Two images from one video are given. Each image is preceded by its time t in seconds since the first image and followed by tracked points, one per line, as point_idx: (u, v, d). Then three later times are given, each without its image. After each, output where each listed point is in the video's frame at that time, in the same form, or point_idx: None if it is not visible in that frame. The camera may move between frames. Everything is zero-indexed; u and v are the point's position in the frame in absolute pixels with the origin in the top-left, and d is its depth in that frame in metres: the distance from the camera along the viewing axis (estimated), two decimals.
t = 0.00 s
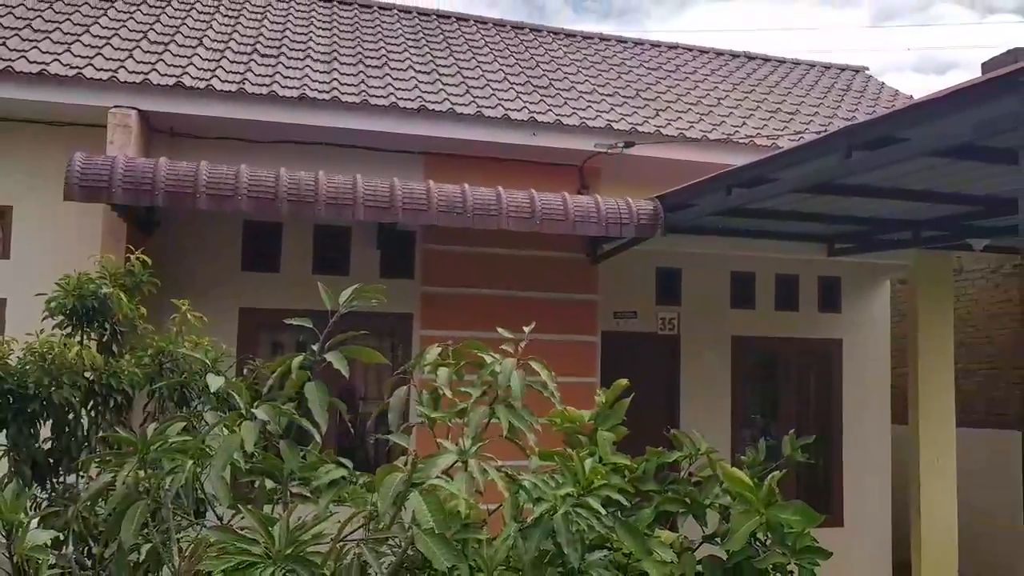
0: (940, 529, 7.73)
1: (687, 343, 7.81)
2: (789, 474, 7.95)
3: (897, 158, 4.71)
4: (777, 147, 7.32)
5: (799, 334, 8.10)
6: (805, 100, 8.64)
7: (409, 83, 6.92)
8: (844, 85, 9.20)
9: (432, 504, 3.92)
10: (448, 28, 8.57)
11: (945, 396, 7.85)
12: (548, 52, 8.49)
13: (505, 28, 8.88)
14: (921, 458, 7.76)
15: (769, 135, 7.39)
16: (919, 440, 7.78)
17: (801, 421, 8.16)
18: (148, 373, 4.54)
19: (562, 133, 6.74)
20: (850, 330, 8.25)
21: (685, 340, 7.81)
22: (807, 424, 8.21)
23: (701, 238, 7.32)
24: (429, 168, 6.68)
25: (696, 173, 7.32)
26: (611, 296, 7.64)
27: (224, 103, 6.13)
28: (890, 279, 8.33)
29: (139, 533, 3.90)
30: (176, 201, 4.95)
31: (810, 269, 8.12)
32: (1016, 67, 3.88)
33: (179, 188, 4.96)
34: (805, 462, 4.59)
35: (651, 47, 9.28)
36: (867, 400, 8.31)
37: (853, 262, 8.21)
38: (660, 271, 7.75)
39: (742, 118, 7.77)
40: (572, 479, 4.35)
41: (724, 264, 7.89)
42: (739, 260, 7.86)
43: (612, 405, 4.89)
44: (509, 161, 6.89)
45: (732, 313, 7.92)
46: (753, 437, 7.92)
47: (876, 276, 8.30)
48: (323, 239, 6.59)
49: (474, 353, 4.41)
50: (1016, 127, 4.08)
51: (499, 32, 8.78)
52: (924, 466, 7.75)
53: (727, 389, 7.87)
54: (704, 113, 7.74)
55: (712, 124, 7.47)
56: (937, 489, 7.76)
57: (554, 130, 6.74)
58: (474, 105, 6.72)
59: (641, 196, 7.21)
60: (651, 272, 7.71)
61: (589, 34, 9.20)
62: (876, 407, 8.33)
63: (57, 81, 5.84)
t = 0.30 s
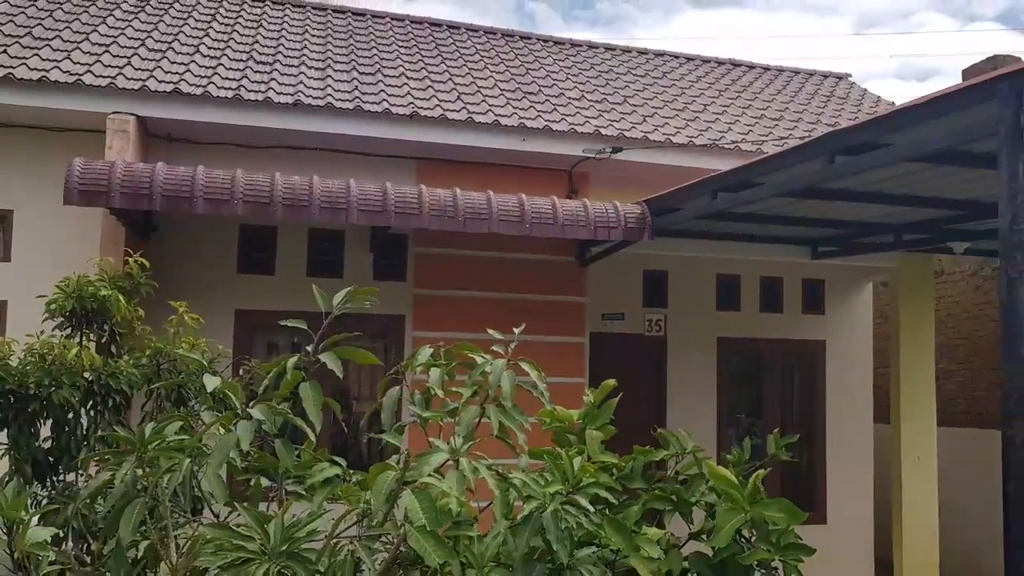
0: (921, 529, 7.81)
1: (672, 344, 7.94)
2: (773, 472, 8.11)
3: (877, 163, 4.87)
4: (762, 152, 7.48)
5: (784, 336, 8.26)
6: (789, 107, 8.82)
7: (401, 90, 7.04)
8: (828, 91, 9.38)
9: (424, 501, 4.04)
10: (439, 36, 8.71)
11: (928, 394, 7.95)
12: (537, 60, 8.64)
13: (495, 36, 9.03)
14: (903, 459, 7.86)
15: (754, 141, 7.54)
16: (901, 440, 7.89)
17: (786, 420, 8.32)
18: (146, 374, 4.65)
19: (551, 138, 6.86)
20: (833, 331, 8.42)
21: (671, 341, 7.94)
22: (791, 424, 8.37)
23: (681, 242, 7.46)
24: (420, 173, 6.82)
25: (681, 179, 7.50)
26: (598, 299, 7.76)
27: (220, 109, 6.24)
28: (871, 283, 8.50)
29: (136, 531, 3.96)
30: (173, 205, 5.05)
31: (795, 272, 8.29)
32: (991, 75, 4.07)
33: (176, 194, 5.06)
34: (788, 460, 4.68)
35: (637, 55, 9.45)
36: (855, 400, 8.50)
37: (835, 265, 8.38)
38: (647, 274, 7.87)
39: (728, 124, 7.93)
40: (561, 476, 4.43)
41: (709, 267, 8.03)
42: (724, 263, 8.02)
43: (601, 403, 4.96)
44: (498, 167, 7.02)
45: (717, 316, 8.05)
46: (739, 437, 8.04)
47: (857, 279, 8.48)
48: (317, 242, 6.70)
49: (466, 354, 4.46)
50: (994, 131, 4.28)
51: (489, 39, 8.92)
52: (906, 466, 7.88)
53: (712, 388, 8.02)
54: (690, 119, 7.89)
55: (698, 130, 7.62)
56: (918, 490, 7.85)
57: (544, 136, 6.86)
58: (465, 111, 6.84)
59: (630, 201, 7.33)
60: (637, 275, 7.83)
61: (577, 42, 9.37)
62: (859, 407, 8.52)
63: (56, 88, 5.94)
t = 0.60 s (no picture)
0: (902, 530, 7.92)
1: (659, 344, 8.06)
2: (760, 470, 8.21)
3: (861, 168, 4.98)
4: (747, 157, 7.62)
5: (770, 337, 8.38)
6: (774, 113, 8.98)
7: (394, 96, 7.16)
8: (812, 97, 9.55)
9: (416, 499, 4.10)
10: (431, 43, 8.84)
11: (910, 394, 8.08)
12: (526, 66, 8.78)
13: (486, 43, 9.16)
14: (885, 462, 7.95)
15: (739, 146, 7.69)
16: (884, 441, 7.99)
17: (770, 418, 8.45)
18: (144, 374, 4.74)
19: (541, 143, 6.99)
20: (817, 332, 8.55)
21: (657, 342, 8.05)
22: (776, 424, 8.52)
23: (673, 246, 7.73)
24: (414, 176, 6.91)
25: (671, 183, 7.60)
26: (586, 301, 7.87)
27: (217, 115, 6.34)
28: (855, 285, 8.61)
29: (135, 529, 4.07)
30: (171, 209, 5.15)
31: (783, 274, 8.40)
32: (971, 82, 4.18)
33: (174, 198, 5.16)
34: (773, 458, 4.78)
35: (625, 62, 9.61)
36: (837, 401, 8.63)
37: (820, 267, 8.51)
38: (634, 276, 7.97)
39: (714, 129, 8.08)
40: (551, 475, 4.53)
41: (696, 269, 8.15)
42: (711, 265, 8.13)
43: (590, 402, 5.05)
44: (486, 171, 7.13)
45: (702, 317, 8.17)
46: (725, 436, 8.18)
47: (841, 280, 8.58)
48: (312, 245, 6.81)
49: (457, 355, 4.55)
50: (974, 136, 4.40)
51: (480, 47, 9.05)
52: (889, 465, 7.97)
53: (699, 387, 8.13)
54: (677, 124, 8.04)
55: (685, 135, 7.77)
56: (899, 491, 7.95)
57: (534, 141, 6.99)
58: (457, 117, 6.97)
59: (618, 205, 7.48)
60: (625, 278, 7.94)
61: (566, 49, 9.52)
62: (842, 407, 8.63)
63: (56, 94, 6.04)
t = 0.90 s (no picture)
0: (885, 530, 8.02)
1: (646, 344, 8.18)
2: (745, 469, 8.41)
3: (845, 173, 5.10)
4: (733, 162, 7.77)
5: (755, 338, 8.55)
6: (760, 120, 9.14)
7: (387, 102, 7.28)
8: (797, 103, 9.73)
9: (410, 497, 4.21)
10: (424, 51, 8.97)
11: (893, 396, 8.20)
12: (517, 73, 8.92)
13: (477, 50, 9.31)
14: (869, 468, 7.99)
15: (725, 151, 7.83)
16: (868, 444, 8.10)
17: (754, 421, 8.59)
18: (142, 374, 4.84)
19: (531, 148, 7.12)
20: (802, 333, 8.70)
21: (644, 343, 8.18)
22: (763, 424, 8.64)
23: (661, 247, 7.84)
24: (407, 181, 7.06)
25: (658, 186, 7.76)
26: (573, 303, 7.97)
27: (214, 120, 6.45)
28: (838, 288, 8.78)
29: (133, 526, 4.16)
30: (169, 213, 5.25)
31: (766, 277, 8.57)
32: (954, 89, 4.28)
33: (172, 202, 5.26)
34: (758, 457, 4.89)
35: (613, 70, 9.77)
36: (818, 402, 8.77)
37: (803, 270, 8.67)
38: (622, 278, 8.11)
39: (701, 135, 8.23)
40: (540, 473, 4.64)
41: (684, 271, 8.29)
42: (697, 268, 8.26)
43: (579, 402, 5.15)
44: (477, 175, 7.24)
45: (689, 318, 8.31)
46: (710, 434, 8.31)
47: (824, 283, 8.74)
48: (307, 248, 6.92)
49: (449, 356, 4.67)
50: (956, 142, 4.51)
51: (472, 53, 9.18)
52: (872, 465, 8.09)
53: (687, 388, 8.26)
54: (665, 130, 8.18)
55: (672, 140, 7.91)
56: (883, 493, 8.06)
57: (525, 147, 7.13)
58: (449, 123, 7.08)
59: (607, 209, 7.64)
60: (612, 280, 8.06)
61: (556, 57, 9.68)
62: (825, 409, 8.79)
63: (56, 100, 6.15)
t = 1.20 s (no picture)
0: (870, 525, 8.23)
1: (634, 345, 8.45)
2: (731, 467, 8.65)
3: (829, 177, 5.21)
4: (719, 166, 7.91)
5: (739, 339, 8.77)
6: (747, 125, 9.30)
7: (381, 108, 7.41)
8: (782, 109, 9.92)
9: (402, 495, 4.27)
10: (417, 57, 9.12)
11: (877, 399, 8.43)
12: (508, 79, 9.07)
13: (469, 57, 9.47)
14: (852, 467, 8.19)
15: (712, 155, 7.98)
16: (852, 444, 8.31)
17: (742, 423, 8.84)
18: (140, 374, 4.94)
19: (523, 152, 7.23)
20: (787, 333, 8.94)
21: (633, 344, 8.45)
22: (749, 423, 8.85)
23: (653, 255, 7.87)
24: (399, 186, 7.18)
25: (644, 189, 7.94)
26: (562, 307, 8.30)
27: (210, 126, 6.55)
28: (822, 290, 9.03)
29: (132, 523, 4.25)
30: (167, 217, 5.35)
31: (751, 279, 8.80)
32: (935, 95, 4.38)
33: (169, 206, 5.36)
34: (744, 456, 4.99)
35: (602, 75, 9.92)
36: (805, 403, 9.00)
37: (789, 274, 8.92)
38: (611, 281, 8.42)
39: (688, 139, 8.38)
40: (530, 470, 4.68)
41: (670, 274, 8.55)
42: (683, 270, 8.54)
43: (568, 403, 5.25)
44: (467, 179, 7.37)
45: (676, 319, 8.57)
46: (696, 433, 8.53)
47: (809, 286, 9.01)
48: (302, 251, 7.04)
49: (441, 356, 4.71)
50: (938, 147, 4.61)
51: (464, 60, 9.34)
52: (857, 466, 8.29)
53: (672, 391, 8.50)
54: (653, 134, 8.33)
55: (660, 145, 8.05)
56: (866, 490, 8.28)
57: (515, 152, 7.23)
58: (441, 128, 7.21)
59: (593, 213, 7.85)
60: (603, 284, 8.38)
61: (546, 63, 9.84)
62: (809, 410, 9.01)
63: (56, 106, 6.25)
